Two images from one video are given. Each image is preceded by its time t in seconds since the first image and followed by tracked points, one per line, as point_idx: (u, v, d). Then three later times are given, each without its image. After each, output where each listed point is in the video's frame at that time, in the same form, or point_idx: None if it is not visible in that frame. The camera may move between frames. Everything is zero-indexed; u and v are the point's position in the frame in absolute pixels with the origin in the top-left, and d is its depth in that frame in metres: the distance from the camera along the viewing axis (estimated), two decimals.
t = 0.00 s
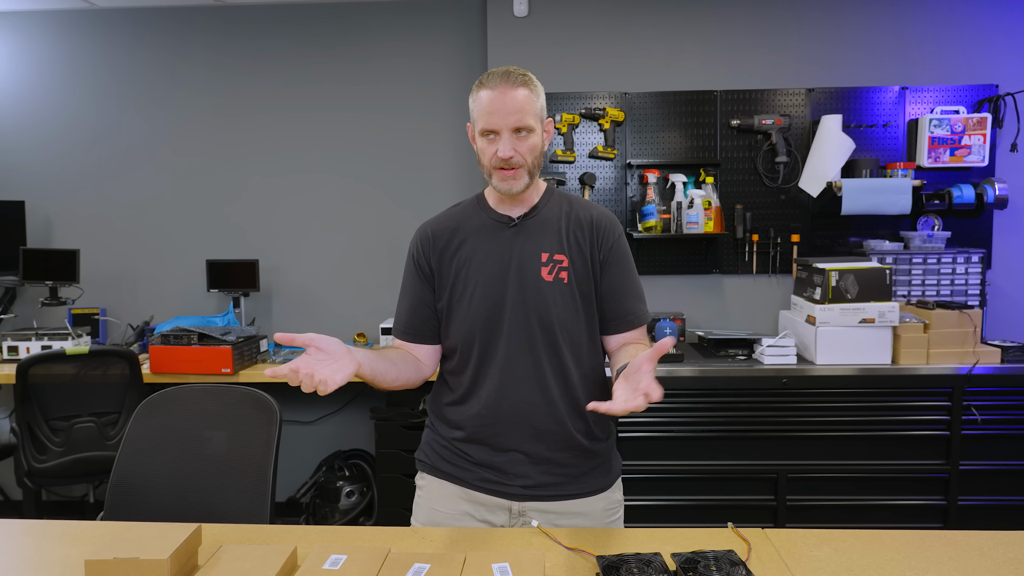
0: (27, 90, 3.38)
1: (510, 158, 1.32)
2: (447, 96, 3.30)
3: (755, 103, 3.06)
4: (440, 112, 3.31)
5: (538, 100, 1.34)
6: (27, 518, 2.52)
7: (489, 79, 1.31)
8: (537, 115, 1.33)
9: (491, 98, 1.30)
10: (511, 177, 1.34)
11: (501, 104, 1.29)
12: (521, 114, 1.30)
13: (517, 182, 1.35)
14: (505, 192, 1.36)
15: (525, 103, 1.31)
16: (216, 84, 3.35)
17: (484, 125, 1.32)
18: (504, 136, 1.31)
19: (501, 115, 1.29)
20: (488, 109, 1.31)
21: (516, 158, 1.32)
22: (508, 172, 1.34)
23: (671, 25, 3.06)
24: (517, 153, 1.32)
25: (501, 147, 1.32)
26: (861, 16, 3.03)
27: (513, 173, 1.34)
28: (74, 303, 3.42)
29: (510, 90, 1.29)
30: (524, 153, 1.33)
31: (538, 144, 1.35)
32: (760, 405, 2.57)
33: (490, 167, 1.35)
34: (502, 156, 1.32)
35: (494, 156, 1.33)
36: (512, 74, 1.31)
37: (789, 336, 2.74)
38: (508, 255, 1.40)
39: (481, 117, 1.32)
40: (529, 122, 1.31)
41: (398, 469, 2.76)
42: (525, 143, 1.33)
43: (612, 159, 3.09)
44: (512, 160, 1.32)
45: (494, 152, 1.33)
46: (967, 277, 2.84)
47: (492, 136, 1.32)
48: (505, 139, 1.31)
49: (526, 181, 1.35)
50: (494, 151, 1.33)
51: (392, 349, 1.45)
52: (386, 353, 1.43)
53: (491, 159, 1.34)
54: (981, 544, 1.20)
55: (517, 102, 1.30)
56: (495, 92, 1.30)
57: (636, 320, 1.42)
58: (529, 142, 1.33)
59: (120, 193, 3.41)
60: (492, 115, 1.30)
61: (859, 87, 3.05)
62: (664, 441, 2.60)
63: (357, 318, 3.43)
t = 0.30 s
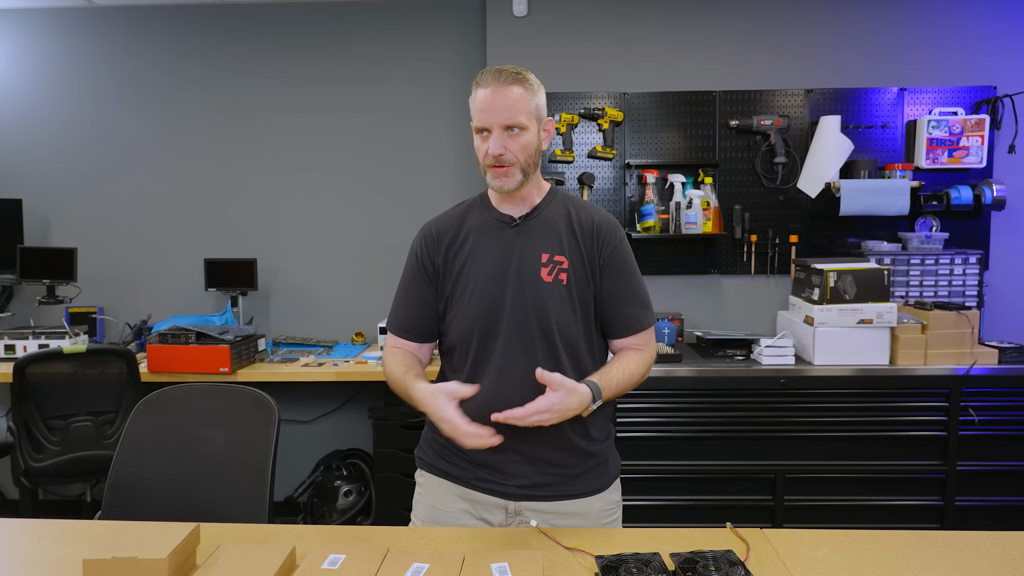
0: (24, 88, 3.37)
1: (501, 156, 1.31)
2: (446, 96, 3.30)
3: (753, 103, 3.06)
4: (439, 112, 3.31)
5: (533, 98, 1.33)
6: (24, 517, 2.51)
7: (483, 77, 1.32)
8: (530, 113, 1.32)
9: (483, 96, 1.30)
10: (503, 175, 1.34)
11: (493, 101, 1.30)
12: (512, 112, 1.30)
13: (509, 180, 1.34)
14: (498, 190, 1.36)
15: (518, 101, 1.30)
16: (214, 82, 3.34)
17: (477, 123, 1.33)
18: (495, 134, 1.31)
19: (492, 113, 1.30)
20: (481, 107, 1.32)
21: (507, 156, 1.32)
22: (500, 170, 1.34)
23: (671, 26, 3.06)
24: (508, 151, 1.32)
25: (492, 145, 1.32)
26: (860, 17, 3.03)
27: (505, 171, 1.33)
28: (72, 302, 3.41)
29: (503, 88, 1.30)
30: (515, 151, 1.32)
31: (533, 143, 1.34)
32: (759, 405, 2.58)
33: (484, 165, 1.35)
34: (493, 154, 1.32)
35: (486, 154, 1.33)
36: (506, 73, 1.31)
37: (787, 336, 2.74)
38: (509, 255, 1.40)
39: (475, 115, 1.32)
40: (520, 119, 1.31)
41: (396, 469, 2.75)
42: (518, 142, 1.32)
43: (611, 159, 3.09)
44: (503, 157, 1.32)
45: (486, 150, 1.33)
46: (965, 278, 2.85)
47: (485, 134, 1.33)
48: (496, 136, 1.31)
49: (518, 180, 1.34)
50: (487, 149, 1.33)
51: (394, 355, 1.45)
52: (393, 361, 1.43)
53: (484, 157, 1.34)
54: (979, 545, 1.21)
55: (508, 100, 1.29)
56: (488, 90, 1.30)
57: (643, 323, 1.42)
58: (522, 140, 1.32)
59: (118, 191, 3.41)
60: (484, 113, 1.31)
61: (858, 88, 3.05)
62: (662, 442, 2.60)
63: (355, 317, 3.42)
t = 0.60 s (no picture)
0: (19, 85, 3.35)
1: (497, 156, 1.31)
2: (444, 94, 3.30)
3: (751, 102, 3.06)
4: (436, 110, 3.31)
5: (532, 99, 1.33)
6: (19, 516, 2.50)
7: (483, 78, 1.33)
8: (529, 114, 1.33)
9: (482, 97, 1.31)
10: (499, 176, 1.33)
11: (492, 102, 1.30)
12: (509, 113, 1.30)
13: (504, 181, 1.34)
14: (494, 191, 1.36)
15: (516, 101, 1.30)
16: (211, 80, 3.33)
17: (475, 123, 1.33)
18: (492, 134, 1.32)
19: (491, 112, 1.30)
20: (480, 107, 1.32)
21: (504, 156, 1.32)
22: (496, 171, 1.33)
23: (669, 25, 3.06)
24: (504, 152, 1.32)
25: (489, 145, 1.32)
26: (858, 16, 3.03)
27: (500, 172, 1.33)
28: (68, 299, 3.39)
29: (500, 88, 1.30)
30: (512, 152, 1.32)
31: (530, 144, 1.34)
32: (756, 404, 2.58)
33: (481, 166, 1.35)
34: (490, 154, 1.32)
35: (484, 154, 1.34)
36: (506, 74, 1.32)
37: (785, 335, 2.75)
38: (509, 254, 1.39)
39: (473, 116, 1.33)
40: (518, 120, 1.31)
41: (393, 467, 2.75)
42: (515, 142, 1.32)
43: (609, 157, 3.09)
44: (499, 158, 1.32)
45: (484, 150, 1.33)
46: (961, 277, 2.86)
47: (483, 134, 1.33)
48: (493, 137, 1.32)
49: (515, 181, 1.34)
50: (484, 150, 1.33)
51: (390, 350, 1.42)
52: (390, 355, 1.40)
53: (481, 157, 1.34)
54: (976, 544, 1.21)
55: (506, 101, 1.30)
56: (486, 90, 1.31)
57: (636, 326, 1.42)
58: (518, 141, 1.32)
59: (114, 189, 3.39)
60: (482, 114, 1.32)
61: (855, 87, 3.05)
62: (659, 440, 2.60)
63: (352, 315, 3.42)
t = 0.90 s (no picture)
0: (17, 80, 3.34)
1: (537, 154, 1.31)
2: (443, 91, 3.29)
3: (751, 101, 3.06)
4: (436, 107, 3.30)
5: (563, 101, 1.35)
6: (17, 512, 2.50)
7: (522, 73, 1.31)
8: (562, 114, 1.34)
9: (523, 92, 1.29)
10: (531, 172, 1.33)
11: (534, 98, 1.29)
12: (549, 112, 1.31)
13: (536, 177, 1.33)
14: (521, 186, 1.34)
15: (554, 101, 1.31)
16: (210, 76, 3.31)
17: (511, 117, 1.31)
18: (531, 130, 1.30)
19: (532, 109, 1.29)
20: (518, 102, 1.30)
21: (541, 154, 1.32)
22: (529, 167, 1.32)
23: (670, 23, 3.05)
24: (542, 149, 1.31)
25: (528, 141, 1.30)
26: (859, 15, 3.03)
27: (534, 168, 1.32)
28: (66, 296, 3.38)
29: (541, 86, 1.30)
30: (548, 150, 1.32)
31: (560, 144, 1.35)
32: (756, 402, 2.58)
33: (512, 160, 1.33)
34: (528, 150, 1.31)
35: (520, 150, 1.32)
36: (544, 72, 1.32)
37: (784, 334, 2.74)
38: (512, 251, 1.39)
39: (509, 110, 1.31)
40: (556, 120, 1.32)
41: (392, 465, 2.75)
42: (550, 141, 1.33)
43: (609, 155, 3.08)
44: (537, 154, 1.31)
45: (520, 145, 1.31)
46: (961, 277, 2.85)
47: (518, 129, 1.31)
48: (533, 133, 1.30)
49: (545, 179, 1.34)
50: (520, 145, 1.31)
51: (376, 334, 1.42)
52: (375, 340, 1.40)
53: (515, 152, 1.32)
54: (976, 543, 1.21)
55: (547, 100, 1.30)
56: (526, 86, 1.29)
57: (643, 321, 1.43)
58: (553, 140, 1.33)
59: (112, 185, 3.38)
60: (521, 109, 1.30)
61: (856, 86, 3.05)
62: (658, 439, 2.60)
63: (351, 313, 3.41)
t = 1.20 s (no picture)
0: (15, 74, 3.32)
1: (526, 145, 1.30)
2: (444, 85, 3.27)
3: (752, 95, 3.04)
4: (436, 101, 3.28)
5: (555, 90, 1.32)
6: (16, 507, 2.49)
7: (511, 63, 1.29)
8: (554, 104, 1.32)
9: (512, 82, 1.28)
10: (522, 164, 1.33)
11: (524, 89, 1.28)
12: (539, 102, 1.29)
13: (527, 169, 1.33)
14: (513, 178, 1.34)
15: (545, 91, 1.29)
16: (209, 70, 3.30)
17: (501, 109, 1.30)
18: (520, 121, 1.29)
19: (520, 100, 1.28)
20: (508, 93, 1.29)
21: (531, 145, 1.31)
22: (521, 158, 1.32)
23: (671, 15, 3.03)
24: (532, 140, 1.30)
25: (518, 132, 1.30)
26: (861, 8, 3.01)
27: (524, 160, 1.32)
28: (65, 290, 3.37)
29: (531, 76, 1.28)
30: (538, 141, 1.31)
31: (553, 134, 1.33)
32: (757, 397, 2.57)
33: (502, 151, 1.33)
34: (517, 142, 1.30)
35: (509, 141, 1.31)
36: (534, 63, 1.30)
37: (785, 329, 2.74)
38: (515, 245, 1.38)
39: (499, 101, 1.30)
40: (547, 110, 1.30)
41: (392, 459, 2.74)
42: (541, 131, 1.31)
43: (610, 149, 3.07)
44: (527, 146, 1.31)
45: (509, 136, 1.30)
46: (963, 271, 2.85)
47: (508, 121, 1.30)
48: (522, 125, 1.29)
49: (537, 171, 1.34)
50: (510, 136, 1.30)
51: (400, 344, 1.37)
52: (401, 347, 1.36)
53: (505, 144, 1.31)
54: (978, 539, 1.20)
55: (537, 90, 1.28)
56: (515, 77, 1.28)
57: (641, 313, 1.41)
58: (545, 130, 1.32)
59: (110, 179, 3.37)
60: (511, 100, 1.29)
61: (857, 80, 3.03)
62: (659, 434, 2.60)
63: (351, 307, 3.40)
